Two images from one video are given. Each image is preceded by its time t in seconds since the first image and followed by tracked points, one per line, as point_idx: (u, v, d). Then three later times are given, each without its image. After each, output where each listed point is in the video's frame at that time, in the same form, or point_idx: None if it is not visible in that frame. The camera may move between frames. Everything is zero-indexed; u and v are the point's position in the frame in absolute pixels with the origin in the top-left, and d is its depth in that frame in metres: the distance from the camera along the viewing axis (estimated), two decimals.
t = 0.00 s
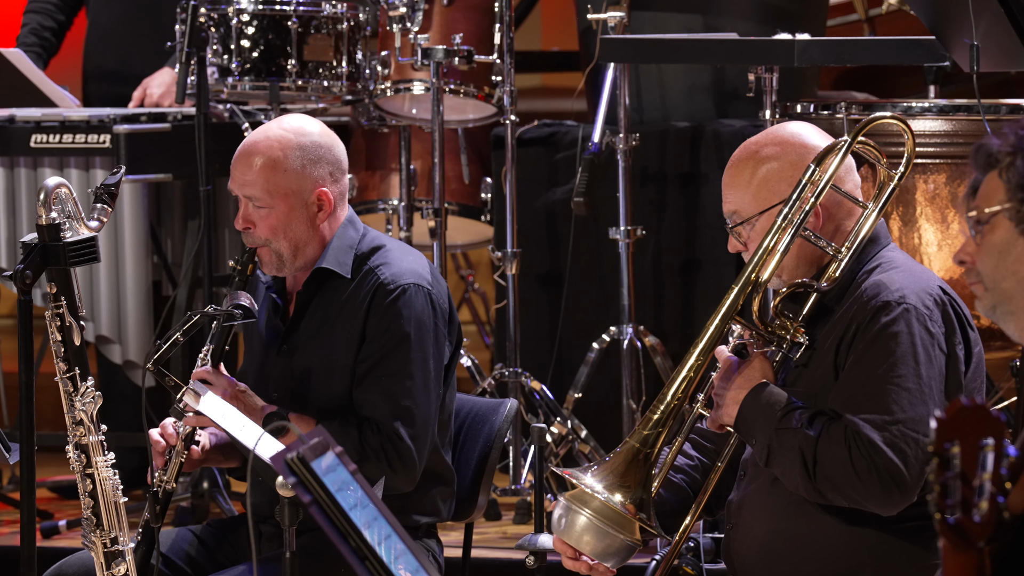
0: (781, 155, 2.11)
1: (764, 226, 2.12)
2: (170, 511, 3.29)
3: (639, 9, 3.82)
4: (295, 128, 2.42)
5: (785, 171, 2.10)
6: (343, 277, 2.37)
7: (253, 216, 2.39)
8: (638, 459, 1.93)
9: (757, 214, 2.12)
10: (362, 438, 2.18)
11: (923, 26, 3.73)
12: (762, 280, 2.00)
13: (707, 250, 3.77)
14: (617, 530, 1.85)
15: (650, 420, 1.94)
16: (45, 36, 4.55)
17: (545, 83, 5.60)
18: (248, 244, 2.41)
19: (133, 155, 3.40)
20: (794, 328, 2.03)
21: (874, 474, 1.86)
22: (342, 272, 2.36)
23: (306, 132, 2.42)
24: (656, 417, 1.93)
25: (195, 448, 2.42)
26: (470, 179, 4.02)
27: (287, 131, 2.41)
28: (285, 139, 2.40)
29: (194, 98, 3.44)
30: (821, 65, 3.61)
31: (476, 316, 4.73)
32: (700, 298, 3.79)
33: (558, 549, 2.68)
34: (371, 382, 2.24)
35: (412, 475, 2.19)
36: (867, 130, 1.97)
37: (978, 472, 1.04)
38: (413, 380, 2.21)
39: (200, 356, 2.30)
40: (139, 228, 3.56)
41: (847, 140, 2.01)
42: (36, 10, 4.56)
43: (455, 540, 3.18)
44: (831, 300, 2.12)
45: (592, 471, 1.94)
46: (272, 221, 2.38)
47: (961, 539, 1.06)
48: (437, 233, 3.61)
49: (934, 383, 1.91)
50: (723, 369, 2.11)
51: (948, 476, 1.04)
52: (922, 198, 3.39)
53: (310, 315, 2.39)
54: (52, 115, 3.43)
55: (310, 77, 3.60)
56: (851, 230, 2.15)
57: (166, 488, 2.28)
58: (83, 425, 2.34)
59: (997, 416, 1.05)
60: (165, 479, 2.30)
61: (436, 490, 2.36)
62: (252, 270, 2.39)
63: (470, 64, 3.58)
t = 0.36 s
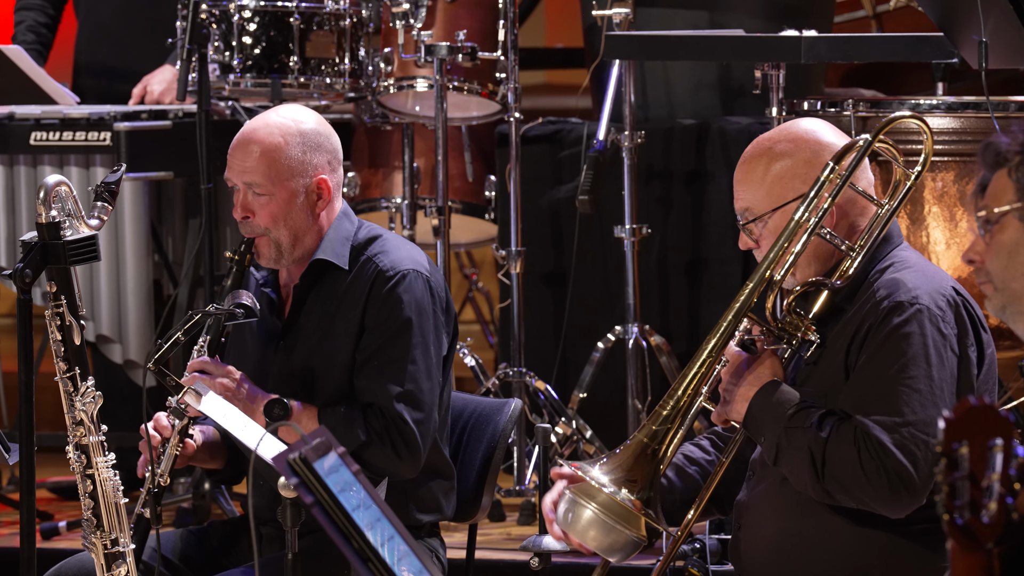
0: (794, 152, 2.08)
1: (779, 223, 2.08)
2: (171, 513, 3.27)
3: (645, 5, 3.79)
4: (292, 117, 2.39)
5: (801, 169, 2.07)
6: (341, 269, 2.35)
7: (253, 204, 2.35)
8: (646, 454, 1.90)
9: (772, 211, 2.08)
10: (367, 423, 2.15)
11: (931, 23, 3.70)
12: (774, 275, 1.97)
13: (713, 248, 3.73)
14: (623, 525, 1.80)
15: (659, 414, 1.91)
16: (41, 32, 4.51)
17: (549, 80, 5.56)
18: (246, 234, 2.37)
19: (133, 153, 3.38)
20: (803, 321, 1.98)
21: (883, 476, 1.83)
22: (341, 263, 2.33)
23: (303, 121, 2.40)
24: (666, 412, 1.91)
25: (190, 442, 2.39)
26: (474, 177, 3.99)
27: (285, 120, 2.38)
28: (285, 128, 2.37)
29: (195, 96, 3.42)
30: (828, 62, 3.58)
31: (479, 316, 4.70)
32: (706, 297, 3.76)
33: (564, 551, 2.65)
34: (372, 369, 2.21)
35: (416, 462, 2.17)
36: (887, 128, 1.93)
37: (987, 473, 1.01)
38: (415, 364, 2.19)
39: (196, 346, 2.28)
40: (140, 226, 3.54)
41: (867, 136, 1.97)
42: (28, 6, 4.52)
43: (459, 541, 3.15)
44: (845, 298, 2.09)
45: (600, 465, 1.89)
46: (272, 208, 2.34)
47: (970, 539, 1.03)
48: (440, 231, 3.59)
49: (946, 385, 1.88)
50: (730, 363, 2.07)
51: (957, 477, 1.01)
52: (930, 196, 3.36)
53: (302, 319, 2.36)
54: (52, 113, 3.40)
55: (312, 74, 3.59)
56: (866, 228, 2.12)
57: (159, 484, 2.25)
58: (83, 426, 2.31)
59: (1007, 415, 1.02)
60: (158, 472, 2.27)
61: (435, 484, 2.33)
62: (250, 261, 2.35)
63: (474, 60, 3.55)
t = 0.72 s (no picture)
0: (809, 149, 2.04)
1: (791, 221, 2.04)
2: (172, 513, 3.24)
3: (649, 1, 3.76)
4: (284, 106, 2.35)
5: (818, 166, 2.02)
6: (330, 259, 2.33)
7: (238, 191, 2.33)
8: (651, 430, 1.86)
9: (783, 208, 2.04)
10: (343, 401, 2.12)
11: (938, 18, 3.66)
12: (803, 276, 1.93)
13: (719, 247, 3.71)
14: (617, 497, 1.77)
15: (671, 394, 1.88)
16: (42, 31, 4.50)
17: (553, 76, 5.53)
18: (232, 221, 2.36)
19: (133, 151, 3.34)
20: (817, 314, 1.94)
21: (874, 476, 1.81)
22: (329, 253, 2.32)
23: (297, 110, 2.36)
24: (680, 391, 1.87)
25: (172, 432, 2.39)
26: (477, 175, 3.97)
27: (276, 107, 2.34)
28: (275, 114, 2.33)
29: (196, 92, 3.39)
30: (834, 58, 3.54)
31: (483, 314, 4.68)
32: (712, 295, 3.73)
33: (567, 551, 2.62)
34: (355, 351, 2.17)
35: (391, 445, 2.12)
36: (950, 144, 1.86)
37: (995, 472, 1.01)
38: (394, 345, 2.16)
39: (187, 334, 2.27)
40: (140, 224, 3.51)
41: (924, 147, 1.89)
42: (29, 6, 4.50)
43: (462, 542, 3.13)
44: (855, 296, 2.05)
45: (606, 434, 1.85)
46: (257, 196, 2.32)
47: (978, 540, 1.03)
48: (444, 229, 3.56)
49: (947, 390, 1.84)
50: (746, 351, 2.01)
51: (964, 477, 1.01)
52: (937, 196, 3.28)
53: (298, 309, 2.34)
54: (51, 110, 3.38)
55: (314, 70, 3.56)
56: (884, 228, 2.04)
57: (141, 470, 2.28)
58: (82, 425, 2.29)
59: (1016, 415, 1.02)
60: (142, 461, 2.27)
61: (432, 479, 2.30)
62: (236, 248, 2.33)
63: (478, 57, 3.52)
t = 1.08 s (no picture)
0: (832, 142, 2.01)
1: (810, 213, 2.01)
2: (173, 513, 3.22)
3: None
4: (266, 109, 2.32)
5: (839, 158, 2.00)
6: (320, 261, 2.31)
7: (223, 198, 2.31)
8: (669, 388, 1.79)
9: (802, 200, 2.01)
10: (333, 408, 2.10)
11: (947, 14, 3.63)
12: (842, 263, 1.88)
13: (725, 245, 3.67)
14: (624, 450, 1.68)
15: (695, 357, 1.80)
16: (44, 28, 4.48)
17: (558, 73, 5.49)
18: (219, 229, 2.33)
19: (134, 147, 3.32)
20: (846, 297, 1.87)
21: (874, 473, 1.78)
22: (318, 255, 2.30)
23: (279, 112, 2.33)
24: (703, 352, 1.80)
25: (171, 442, 2.37)
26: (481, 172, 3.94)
27: (257, 111, 2.32)
28: (255, 119, 2.31)
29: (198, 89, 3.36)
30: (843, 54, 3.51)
31: (487, 313, 4.65)
32: (718, 294, 3.70)
33: (572, 552, 2.60)
34: (346, 356, 2.16)
35: (385, 446, 2.11)
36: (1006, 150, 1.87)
37: (1005, 473, 0.96)
38: (385, 347, 2.13)
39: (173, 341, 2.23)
40: (141, 221, 3.49)
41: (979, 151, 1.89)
42: (30, 3, 4.48)
43: (466, 542, 3.11)
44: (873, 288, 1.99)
45: (629, 387, 1.78)
46: (242, 203, 2.30)
47: (987, 540, 1.00)
48: (448, 227, 3.54)
49: (955, 391, 1.81)
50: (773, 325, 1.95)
51: (972, 478, 0.97)
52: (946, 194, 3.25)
53: (293, 308, 2.32)
54: (52, 106, 3.36)
55: (317, 67, 3.54)
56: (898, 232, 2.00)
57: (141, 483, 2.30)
58: (83, 425, 2.26)
59: None
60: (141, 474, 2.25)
61: (433, 477, 2.28)
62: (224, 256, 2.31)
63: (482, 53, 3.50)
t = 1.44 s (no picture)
0: (857, 137, 1.98)
1: (832, 208, 1.98)
2: (175, 513, 3.20)
3: None
4: (253, 117, 2.29)
5: (863, 152, 1.97)
6: (320, 269, 2.27)
7: (217, 210, 2.27)
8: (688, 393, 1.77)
9: (825, 195, 1.98)
10: (353, 425, 2.09)
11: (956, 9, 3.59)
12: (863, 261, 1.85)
13: (732, 241, 3.64)
14: (644, 455, 1.64)
15: (715, 360, 1.78)
16: (45, 23, 4.46)
17: (563, 68, 5.46)
18: (215, 241, 2.29)
19: (136, 143, 3.31)
20: (865, 296, 1.86)
21: (890, 469, 1.75)
22: (318, 263, 2.26)
23: (268, 120, 2.30)
24: (723, 358, 1.78)
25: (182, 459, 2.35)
26: (487, 168, 3.89)
27: (246, 120, 2.28)
28: (244, 128, 2.27)
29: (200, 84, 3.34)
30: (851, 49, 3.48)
31: (492, 310, 4.63)
32: (725, 292, 3.67)
33: (578, 552, 2.58)
34: (357, 370, 2.15)
35: (409, 460, 2.10)
36: None
37: (1016, 472, 0.88)
38: (402, 362, 2.12)
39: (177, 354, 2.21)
40: (143, 218, 3.47)
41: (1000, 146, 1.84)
42: None
43: (471, 542, 3.08)
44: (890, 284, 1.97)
45: (647, 392, 1.75)
46: (236, 212, 2.26)
47: (996, 541, 0.91)
48: (452, 223, 3.51)
49: (974, 386, 1.77)
50: (792, 328, 1.96)
51: (982, 477, 0.90)
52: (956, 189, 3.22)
53: (293, 310, 2.29)
54: (53, 102, 3.34)
55: (320, 62, 3.52)
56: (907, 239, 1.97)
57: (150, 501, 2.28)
58: (84, 424, 2.23)
59: None
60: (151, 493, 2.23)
61: (440, 479, 2.26)
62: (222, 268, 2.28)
63: (486, 48, 3.47)
